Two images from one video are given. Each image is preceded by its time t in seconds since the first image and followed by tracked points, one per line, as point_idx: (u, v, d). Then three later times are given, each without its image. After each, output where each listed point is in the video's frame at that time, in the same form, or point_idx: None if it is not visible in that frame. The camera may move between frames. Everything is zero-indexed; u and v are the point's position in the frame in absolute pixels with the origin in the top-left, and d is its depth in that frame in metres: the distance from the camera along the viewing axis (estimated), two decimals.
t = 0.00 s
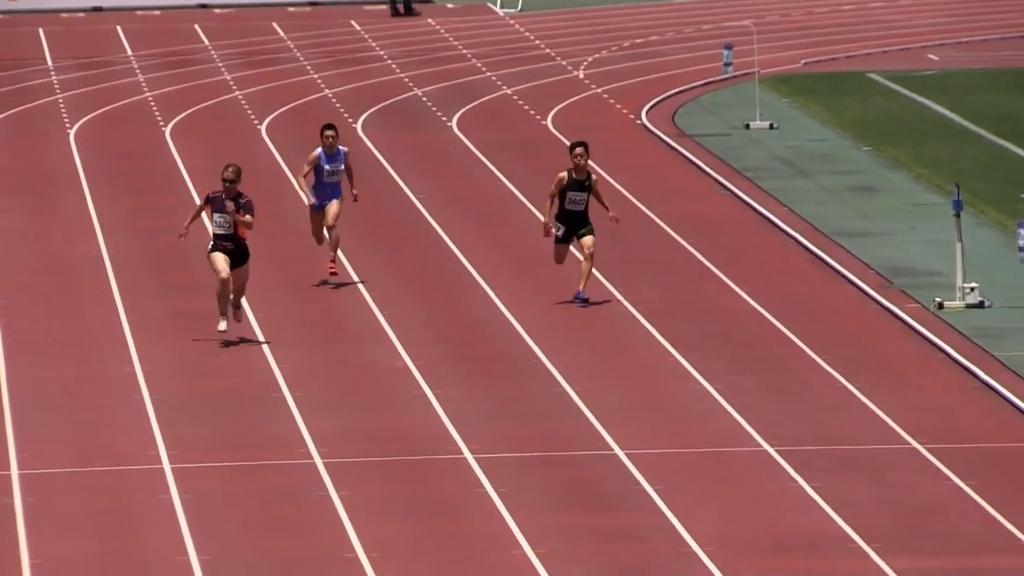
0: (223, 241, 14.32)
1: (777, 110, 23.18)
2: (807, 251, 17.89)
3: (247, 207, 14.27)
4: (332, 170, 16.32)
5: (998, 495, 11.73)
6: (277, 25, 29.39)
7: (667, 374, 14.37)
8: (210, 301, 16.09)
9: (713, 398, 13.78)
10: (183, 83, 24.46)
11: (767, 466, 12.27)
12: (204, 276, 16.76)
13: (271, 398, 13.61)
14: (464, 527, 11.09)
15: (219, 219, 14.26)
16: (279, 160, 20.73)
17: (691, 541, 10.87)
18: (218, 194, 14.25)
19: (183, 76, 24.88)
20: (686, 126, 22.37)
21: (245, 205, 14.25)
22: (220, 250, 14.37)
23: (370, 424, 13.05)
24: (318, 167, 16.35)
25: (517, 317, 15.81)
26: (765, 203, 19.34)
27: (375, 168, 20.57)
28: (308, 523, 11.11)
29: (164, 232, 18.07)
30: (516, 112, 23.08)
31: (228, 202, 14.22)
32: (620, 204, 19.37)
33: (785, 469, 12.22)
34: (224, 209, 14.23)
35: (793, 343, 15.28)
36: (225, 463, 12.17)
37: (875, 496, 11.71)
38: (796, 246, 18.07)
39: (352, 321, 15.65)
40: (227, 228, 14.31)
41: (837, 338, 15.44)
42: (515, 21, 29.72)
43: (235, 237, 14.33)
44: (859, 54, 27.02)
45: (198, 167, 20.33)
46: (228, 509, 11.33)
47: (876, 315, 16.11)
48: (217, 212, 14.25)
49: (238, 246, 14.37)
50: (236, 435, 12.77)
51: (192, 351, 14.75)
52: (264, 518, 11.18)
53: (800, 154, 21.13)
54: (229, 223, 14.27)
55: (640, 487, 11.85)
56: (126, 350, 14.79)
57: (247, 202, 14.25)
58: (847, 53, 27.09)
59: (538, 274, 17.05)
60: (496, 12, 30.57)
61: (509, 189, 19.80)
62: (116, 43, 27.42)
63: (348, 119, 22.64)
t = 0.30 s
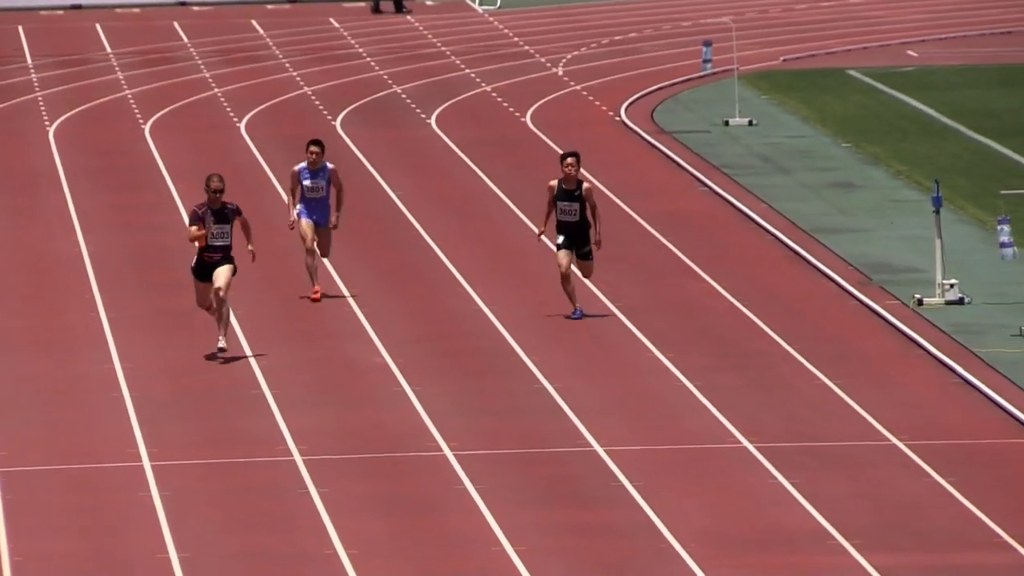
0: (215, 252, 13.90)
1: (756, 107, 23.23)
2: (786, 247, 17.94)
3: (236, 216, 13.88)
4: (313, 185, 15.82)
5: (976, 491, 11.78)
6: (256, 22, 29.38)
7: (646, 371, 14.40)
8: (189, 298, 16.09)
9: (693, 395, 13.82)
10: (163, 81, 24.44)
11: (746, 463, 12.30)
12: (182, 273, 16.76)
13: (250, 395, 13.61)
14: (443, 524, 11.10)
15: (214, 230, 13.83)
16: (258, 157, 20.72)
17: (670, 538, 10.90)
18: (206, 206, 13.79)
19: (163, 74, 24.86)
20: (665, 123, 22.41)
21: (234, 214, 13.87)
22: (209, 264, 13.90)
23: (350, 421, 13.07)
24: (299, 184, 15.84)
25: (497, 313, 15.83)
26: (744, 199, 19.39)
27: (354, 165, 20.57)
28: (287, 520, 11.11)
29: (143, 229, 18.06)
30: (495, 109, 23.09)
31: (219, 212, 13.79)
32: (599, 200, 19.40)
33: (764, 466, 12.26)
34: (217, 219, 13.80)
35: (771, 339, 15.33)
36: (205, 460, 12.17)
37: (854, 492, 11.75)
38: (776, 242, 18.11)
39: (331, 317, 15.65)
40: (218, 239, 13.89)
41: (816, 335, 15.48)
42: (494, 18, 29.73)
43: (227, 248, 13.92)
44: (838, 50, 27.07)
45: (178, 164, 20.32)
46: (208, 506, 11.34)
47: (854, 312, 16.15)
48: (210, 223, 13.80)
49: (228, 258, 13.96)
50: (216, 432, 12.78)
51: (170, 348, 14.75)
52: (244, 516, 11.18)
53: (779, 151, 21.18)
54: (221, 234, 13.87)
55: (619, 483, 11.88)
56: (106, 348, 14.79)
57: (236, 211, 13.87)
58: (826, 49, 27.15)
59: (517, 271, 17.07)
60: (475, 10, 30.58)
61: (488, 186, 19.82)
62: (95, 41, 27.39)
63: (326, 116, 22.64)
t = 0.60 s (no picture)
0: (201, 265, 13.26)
1: (744, 102, 23.26)
2: (774, 243, 17.97)
3: (228, 230, 13.21)
4: (318, 197, 15.17)
5: (964, 487, 11.81)
6: (243, 18, 29.38)
7: (633, 367, 14.43)
8: (178, 293, 16.10)
9: (680, 391, 13.84)
10: (150, 77, 24.43)
11: (733, 459, 12.33)
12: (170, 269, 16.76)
13: (238, 391, 13.62)
14: (432, 520, 11.12)
15: (197, 243, 13.21)
16: (246, 153, 20.72)
17: (658, 534, 10.92)
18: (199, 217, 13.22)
19: (150, 70, 24.85)
20: (653, 118, 22.43)
21: (226, 228, 13.20)
22: (197, 275, 13.30)
23: (338, 417, 13.08)
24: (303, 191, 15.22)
25: (485, 309, 15.84)
26: (731, 195, 19.42)
27: (342, 161, 20.58)
28: (276, 517, 11.12)
29: (131, 225, 18.06)
30: (483, 104, 23.11)
31: (208, 224, 13.18)
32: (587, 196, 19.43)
33: (752, 461, 12.28)
34: (202, 232, 13.18)
35: (759, 335, 15.35)
36: (194, 456, 12.18)
37: (842, 488, 11.78)
38: (763, 238, 18.14)
39: (319, 313, 15.66)
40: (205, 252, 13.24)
41: (804, 331, 15.51)
42: (482, 14, 29.74)
43: (214, 263, 13.24)
44: (826, 46, 27.10)
45: (166, 160, 20.32)
46: (196, 502, 11.35)
47: (842, 307, 16.19)
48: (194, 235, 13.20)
49: (217, 272, 13.28)
50: (205, 428, 12.78)
51: (158, 344, 14.75)
52: (232, 512, 11.19)
53: (766, 146, 21.21)
54: (208, 247, 13.21)
55: (607, 479, 11.90)
56: (94, 344, 14.79)
57: (229, 225, 13.21)
58: (814, 45, 27.17)
59: (505, 266, 17.09)
60: (463, 5, 30.59)
61: (476, 182, 19.83)
62: (83, 37, 27.36)
63: (314, 112, 22.64)
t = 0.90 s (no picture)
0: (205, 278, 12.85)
1: (738, 101, 23.27)
2: (768, 241, 17.98)
3: (233, 242, 12.86)
4: (318, 210, 14.68)
5: (958, 485, 11.82)
6: (237, 16, 29.38)
7: (627, 365, 14.43)
8: (172, 291, 16.10)
9: (675, 389, 13.85)
10: (144, 75, 24.42)
11: (728, 457, 12.34)
12: (164, 267, 16.75)
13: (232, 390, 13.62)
14: (426, 518, 11.12)
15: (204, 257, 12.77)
16: (240, 151, 20.72)
17: (653, 531, 10.93)
18: (200, 230, 12.78)
19: (145, 68, 24.84)
20: (647, 116, 22.44)
21: (232, 240, 12.85)
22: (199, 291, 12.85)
23: (332, 415, 13.08)
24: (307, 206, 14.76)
25: (479, 307, 15.84)
26: (726, 192, 19.43)
27: (336, 159, 20.58)
28: (271, 514, 11.13)
29: (125, 223, 18.05)
30: (478, 103, 23.11)
31: (214, 238, 12.76)
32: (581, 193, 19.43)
33: (746, 459, 12.30)
34: (209, 246, 12.76)
35: (753, 333, 15.37)
36: (188, 454, 12.18)
37: (836, 486, 11.79)
38: (757, 236, 18.15)
39: (314, 311, 15.65)
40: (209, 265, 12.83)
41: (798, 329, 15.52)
42: (476, 12, 29.74)
43: (219, 277, 12.85)
44: (820, 44, 27.12)
45: (160, 157, 20.32)
46: (191, 499, 11.35)
47: (837, 305, 16.20)
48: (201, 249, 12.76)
49: (220, 286, 12.90)
50: (198, 426, 12.78)
51: (152, 342, 14.75)
52: (226, 509, 11.19)
53: (760, 144, 21.22)
54: (214, 261, 12.81)
55: (602, 477, 11.90)
56: (89, 341, 14.79)
57: (234, 237, 12.86)
58: (808, 43, 27.19)
59: (499, 265, 17.09)
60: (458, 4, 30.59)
61: (470, 180, 19.84)
62: (77, 35, 27.35)
63: (308, 110, 22.64)
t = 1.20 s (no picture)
0: (200, 300, 12.14)
1: (731, 98, 23.28)
2: (761, 238, 17.98)
3: (226, 262, 12.10)
4: (316, 220, 14.13)
5: (950, 483, 11.83)
6: (230, 13, 29.35)
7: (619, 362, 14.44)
8: (163, 288, 16.08)
9: (666, 386, 13.86)
10: (137, 72, 24.40)
11: (719, 454, 12.35)
12: (157, 264, 16.74)
13: (225, 387, 13.61)
14: (418, 515, 11.12)
15: (195, 277, 12.09)
16: (232, 148, 20.71)
17: (645, 528, 10.95)
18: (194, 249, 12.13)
19: (138, 65, 24.81)
20: (639, 114, 22.45)
21: (224, 259, 12.10)
22: (195, 312, 12.16)
23: (325, 412, 13.07)
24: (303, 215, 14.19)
25: (471, 305, 15.84)
26: (718, 190, 19.43)
27: (328, 156, 20.57)
28: (264, 511, 11.13)
29: (117, 220, 18.04)
30: (470, 100, 23.10)
31: (204, 256, 12.07)
32: (573, 190, 19.44)
33: (738, 457, 12.31)
34: (199, 264, 12.07)
35: (745, 330, 15.37)
36: (180, 451, 12.18)
37: (829, 484, 11.80)
38: (749, 233, 18.15)
39: (306, 308, 15.64)
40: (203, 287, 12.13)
41: (791, 326, 15.54)
42: (468, 9, 29.73)
43: (213, 298, 12.12)
44: (813, 41, 27.12)
45: (153, 155, 20.31)
46: (184, 497, 11.34)
47: (829, 302, 16.22)
48: (192, 269, 12.08)
49: (217, 307, 12.15)
50: (191, 423, 12.77)
51: (145, 340, 14.74)
52: (219, 506, 11.19)
53: (752, 141, 21.23)
54: (207, 281, 12.10)
55: (594, 474, 11.91)
56: (82, 339, 14.77)
57: (227, 256, 12.10)
58: (801, 40, 27.20)
59: (491, 263, 17.08)
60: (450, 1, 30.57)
61: (462, 178, 19.83)
62: (70, 32, 27.34)
63: (300, 107, 22.63)
